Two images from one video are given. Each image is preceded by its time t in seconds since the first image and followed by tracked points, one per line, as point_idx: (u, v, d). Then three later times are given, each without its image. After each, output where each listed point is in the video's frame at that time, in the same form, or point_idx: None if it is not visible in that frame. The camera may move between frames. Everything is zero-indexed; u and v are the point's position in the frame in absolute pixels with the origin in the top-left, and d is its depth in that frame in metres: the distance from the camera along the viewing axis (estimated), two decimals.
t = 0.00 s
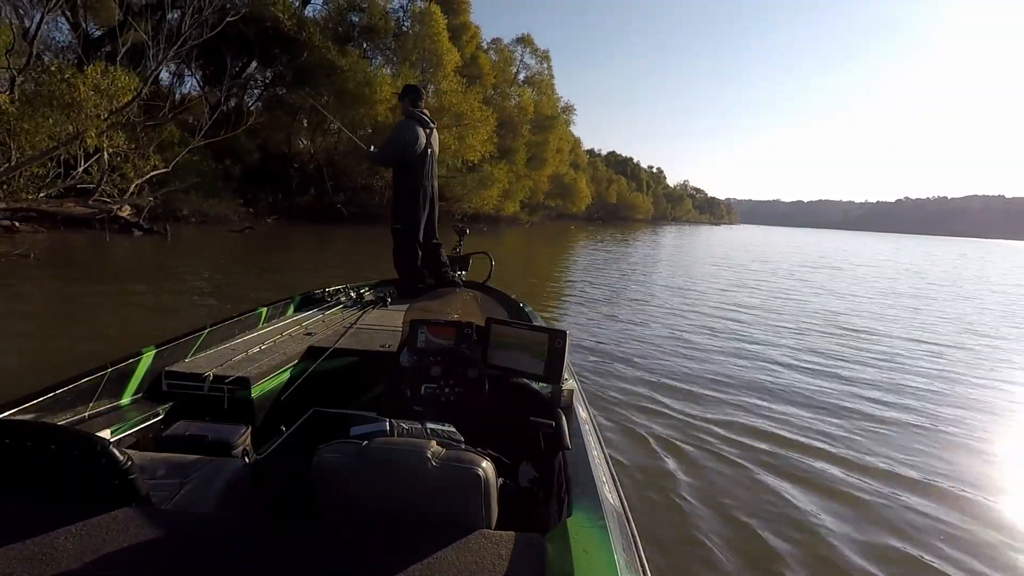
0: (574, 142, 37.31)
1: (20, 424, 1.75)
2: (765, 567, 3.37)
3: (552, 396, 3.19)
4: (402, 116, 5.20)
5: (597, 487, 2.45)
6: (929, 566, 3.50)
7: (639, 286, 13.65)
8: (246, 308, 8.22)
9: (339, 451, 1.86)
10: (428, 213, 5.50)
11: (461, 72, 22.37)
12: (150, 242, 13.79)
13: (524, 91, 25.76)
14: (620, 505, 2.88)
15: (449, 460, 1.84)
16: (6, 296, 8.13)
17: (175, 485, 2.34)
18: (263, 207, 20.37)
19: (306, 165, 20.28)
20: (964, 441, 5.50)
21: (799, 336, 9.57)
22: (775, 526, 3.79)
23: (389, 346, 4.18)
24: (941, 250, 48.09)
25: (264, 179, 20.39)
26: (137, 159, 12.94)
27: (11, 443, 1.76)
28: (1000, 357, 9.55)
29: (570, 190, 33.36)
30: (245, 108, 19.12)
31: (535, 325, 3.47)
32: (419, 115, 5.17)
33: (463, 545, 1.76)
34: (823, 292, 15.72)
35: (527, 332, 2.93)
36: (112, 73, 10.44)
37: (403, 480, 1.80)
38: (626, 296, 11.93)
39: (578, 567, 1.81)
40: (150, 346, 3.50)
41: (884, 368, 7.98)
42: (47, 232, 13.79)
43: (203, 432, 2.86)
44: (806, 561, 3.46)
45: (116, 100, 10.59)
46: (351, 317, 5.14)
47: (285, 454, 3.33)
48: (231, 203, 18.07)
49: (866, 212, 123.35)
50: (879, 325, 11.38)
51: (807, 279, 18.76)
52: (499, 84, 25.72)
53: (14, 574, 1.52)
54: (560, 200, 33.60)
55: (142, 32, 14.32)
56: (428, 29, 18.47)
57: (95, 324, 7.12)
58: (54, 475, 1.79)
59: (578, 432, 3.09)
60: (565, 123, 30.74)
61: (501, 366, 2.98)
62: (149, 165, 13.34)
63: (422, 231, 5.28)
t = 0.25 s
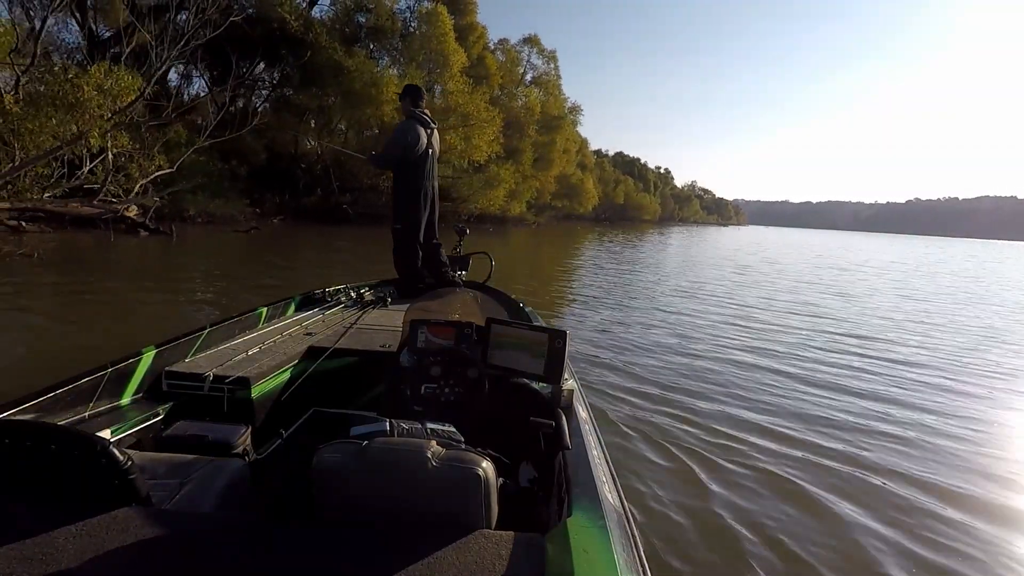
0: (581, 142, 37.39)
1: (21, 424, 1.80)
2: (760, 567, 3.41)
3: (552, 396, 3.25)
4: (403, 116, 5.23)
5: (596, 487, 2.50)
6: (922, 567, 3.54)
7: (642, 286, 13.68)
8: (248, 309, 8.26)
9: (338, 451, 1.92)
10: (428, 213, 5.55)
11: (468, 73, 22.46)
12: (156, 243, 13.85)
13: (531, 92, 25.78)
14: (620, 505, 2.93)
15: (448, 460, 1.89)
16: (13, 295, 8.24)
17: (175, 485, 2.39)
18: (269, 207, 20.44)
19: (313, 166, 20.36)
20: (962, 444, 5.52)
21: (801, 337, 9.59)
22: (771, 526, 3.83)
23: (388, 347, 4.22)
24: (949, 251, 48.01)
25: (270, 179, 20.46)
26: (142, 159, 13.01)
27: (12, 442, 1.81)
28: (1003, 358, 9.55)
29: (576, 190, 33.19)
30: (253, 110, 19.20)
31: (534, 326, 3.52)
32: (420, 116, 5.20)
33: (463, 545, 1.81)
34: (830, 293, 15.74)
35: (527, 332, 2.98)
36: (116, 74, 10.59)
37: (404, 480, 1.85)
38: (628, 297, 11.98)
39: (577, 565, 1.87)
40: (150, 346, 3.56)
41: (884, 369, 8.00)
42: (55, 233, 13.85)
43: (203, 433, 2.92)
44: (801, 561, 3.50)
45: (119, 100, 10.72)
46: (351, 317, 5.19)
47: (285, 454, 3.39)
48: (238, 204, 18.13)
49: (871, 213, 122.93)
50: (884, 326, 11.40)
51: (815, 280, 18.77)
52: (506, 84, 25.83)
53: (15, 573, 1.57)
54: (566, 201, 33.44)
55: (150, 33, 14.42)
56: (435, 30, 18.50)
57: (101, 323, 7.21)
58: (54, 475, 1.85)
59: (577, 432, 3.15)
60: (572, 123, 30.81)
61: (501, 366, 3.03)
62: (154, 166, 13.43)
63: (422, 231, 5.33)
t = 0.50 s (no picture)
0: (588, 143, 37.48)
1: (21, 424, 1.84)
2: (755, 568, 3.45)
3: (553, 396, 3.30)
4: (405, 116, 5.30)
5: (595, 487, 2.54)
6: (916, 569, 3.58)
7: (646, 287, 13.70)
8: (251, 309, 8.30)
9: (339, 451, 1.95)
10: (428, 213, 5.59)
11: (474, 73, 22.58)
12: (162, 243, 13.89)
13: (537, 92, 25.84)
14: (620, 505, 2.98)
15: (448, 460, 1.93)
16: (21, 294, 8.34)
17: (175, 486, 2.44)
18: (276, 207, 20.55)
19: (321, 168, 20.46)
20: (961, 447, 5.53)
21: (802, 338, 9.61)
22: (766, 527, 3.88)
23: (388, 347, 4.27)
24: (958, 252, 47.83)
25: (278, 180, 20.62)
26: (147, 160, 13.01)
27: (12, 443, 1.85)
28: (1006, 360, 9.54)
29: (583, 191, 32.95)
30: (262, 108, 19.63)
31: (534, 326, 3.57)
32: (421, 116, 5.26)
33: (464, 545, 1.86)
34: (837, 295, 15.72)
35: (528, 332, 3.06)
36: (121, 74, 10.64)
37: (405, 481, 1.89)
38: (631, 297, 12.03)
39: (577, 565, 1.92)
40: (151, 346, 3.61)
41: (885, 371, 8.02)
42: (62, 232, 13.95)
43: (203, 433, 2.97)
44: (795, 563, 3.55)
45: (124, 100, 10.78)
46: (351, 317, 5.24)
47: (285, 453, 3.44)
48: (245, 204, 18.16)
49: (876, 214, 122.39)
50: (888, 328, 11.40)
51: (823, 282, 18.74)
52: (513, 84, 25.94)
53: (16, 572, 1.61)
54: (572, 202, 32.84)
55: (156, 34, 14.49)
56: (441, 31, 18.72)
57: (107, 322, 7.28)
58: (54, 476, 1.89)
59: (577, 432, 3.20)
60: (579, 124, 30.86)
61: (501, 366, 3.09)
62: (159, 165, 13.24)
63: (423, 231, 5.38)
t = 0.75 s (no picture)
0: (596, 144, 37.48)
1: (22, 424, 1.82)
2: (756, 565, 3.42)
3: (552, 396, 3.30)
4: (405, 116, 5.30)
5: (595, 487, 2.54)
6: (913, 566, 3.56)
7: (650, 287, 13.68)
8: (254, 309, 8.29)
9: (338, 451, 1.93)
10: (428, 213, 5.58)
11: (481, 73, 22.64)
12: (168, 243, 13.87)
13: (544, 93, 25.91)
14: (620, 504, 2.97)
15: (448, 460, 1.92)
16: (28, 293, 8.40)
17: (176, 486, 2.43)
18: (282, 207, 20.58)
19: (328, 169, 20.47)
20: (961, 446, 5.48)
21: (803, 339, 9.58)
22: (763, 524, 3.84)
23: (388, 347, 4.26)
24: (966, 253, 47.61)
25: (285, 180, 20.60)
26: (152, 160, 13.00)
27: (12, 443, 1.83)
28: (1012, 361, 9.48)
29: (589, 192, 32.69)
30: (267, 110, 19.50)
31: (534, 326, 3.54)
32: (421, 115, 5.26)
33: (464, 545, 1.85)
34: (845, 296, 15.64)
35: (528, 332, 3.05)
36: (123, 74, 10.75)
37: (406, 482, 1.88)
38: (633, 297, 12.03)
39: (577, 563, 1.90)
40: (151, 346, 3.60)
41: (888, 372, 7.97)
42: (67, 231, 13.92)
43: (203, 433, 2.96)
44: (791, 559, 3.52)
45: (127, 101, 10.89)
46: (351, 317, 5.23)
47: (285, 453, 3.42)
48: (251, 204, 18.12)
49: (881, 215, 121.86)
50: (894, 328, 11.35)
51: (832, 283, 18.66)
52: (520, 84, 25.99)
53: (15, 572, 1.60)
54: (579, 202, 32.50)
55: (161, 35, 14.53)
56: (447, 31, 18.86)
57: (112, 321, 7.28)
58: (54, 476, 1.88)
59: (577, 432, 3.19)
60: (586, 124, 30.86)
61: (500, 366, 3.08)
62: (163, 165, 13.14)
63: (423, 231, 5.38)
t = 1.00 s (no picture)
0: (602, 145, 37.46)
1: (22, 423, 1.79)
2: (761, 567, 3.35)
3: (552, 396, 3.27)
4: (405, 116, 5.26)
5: (596, 487, 2.50)
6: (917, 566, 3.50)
7: (655, 288, 13.61)
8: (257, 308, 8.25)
9: (337, 451, 1.90)
10: (428, 213, 5.54)
11: (486, 73, 22.65)
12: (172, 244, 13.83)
13: (551, 93, 25.88)
14: (620, 504, 2.93)
15: (448, 460, 1.89)
16: (34, 293, 8.42)
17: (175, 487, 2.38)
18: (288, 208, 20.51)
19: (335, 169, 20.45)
20: (968, 447, 5.39)
21: (806, 338, 9.49)
22: (766, 524, 3.79)
23: (388, 347, 4.22)
24: (975, 254, 47.37)
25: (290, 180, 20.58)
26: (153, 161, 13.01)
27: (11, 443, 1.79)
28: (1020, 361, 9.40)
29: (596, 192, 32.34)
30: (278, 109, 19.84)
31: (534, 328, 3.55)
32: (420, 116, 5.22)
33: (463, 544, 1.82)
34: (854, 296, 15.55)
35: (528, 333, 3.08)
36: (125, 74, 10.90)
37: (406, 482, 1.85)
38: (638, 297, 11.99)
39: (579, 563, 1.86)
40: (151, 346, 3.56)
41: (893, 371, 7.90)
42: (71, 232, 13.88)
43: (204, 433, 2.94)
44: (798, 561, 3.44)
45: (128, 101, 11.01)
46: (351, 317, 5.19)
47: (285, 453, 3.37)
48: (256, 204, 18.05)
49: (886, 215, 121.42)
50: (902, 328, 11.28)
51: (841, 283, 18.57)
52: (526, 84, 25.99)
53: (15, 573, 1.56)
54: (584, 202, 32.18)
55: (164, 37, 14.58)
56: (453, 31, 18.92)
57: (117, 322, 7.27)
58: (54, 475, 1.84)
59: (577, 432, 3.16)
60: (592, 125, 30.82)
61: (501, 365, 3.12)
62: (166, 166, 13.30)
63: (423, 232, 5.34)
